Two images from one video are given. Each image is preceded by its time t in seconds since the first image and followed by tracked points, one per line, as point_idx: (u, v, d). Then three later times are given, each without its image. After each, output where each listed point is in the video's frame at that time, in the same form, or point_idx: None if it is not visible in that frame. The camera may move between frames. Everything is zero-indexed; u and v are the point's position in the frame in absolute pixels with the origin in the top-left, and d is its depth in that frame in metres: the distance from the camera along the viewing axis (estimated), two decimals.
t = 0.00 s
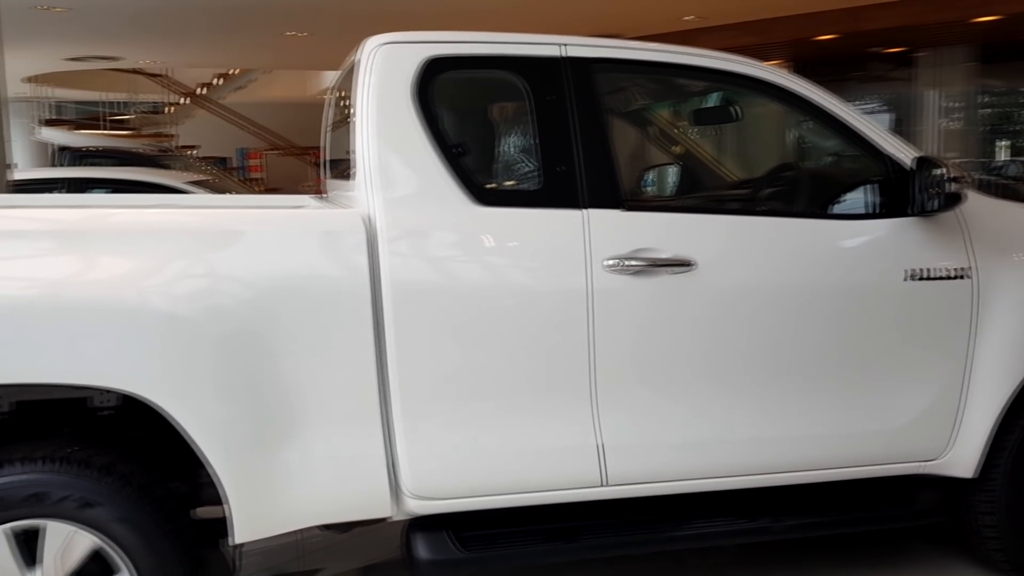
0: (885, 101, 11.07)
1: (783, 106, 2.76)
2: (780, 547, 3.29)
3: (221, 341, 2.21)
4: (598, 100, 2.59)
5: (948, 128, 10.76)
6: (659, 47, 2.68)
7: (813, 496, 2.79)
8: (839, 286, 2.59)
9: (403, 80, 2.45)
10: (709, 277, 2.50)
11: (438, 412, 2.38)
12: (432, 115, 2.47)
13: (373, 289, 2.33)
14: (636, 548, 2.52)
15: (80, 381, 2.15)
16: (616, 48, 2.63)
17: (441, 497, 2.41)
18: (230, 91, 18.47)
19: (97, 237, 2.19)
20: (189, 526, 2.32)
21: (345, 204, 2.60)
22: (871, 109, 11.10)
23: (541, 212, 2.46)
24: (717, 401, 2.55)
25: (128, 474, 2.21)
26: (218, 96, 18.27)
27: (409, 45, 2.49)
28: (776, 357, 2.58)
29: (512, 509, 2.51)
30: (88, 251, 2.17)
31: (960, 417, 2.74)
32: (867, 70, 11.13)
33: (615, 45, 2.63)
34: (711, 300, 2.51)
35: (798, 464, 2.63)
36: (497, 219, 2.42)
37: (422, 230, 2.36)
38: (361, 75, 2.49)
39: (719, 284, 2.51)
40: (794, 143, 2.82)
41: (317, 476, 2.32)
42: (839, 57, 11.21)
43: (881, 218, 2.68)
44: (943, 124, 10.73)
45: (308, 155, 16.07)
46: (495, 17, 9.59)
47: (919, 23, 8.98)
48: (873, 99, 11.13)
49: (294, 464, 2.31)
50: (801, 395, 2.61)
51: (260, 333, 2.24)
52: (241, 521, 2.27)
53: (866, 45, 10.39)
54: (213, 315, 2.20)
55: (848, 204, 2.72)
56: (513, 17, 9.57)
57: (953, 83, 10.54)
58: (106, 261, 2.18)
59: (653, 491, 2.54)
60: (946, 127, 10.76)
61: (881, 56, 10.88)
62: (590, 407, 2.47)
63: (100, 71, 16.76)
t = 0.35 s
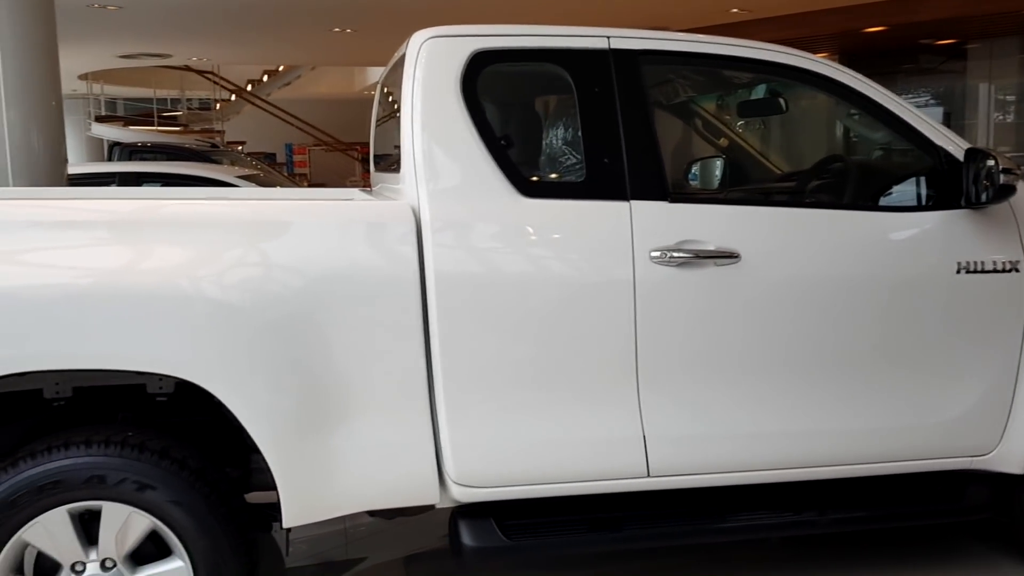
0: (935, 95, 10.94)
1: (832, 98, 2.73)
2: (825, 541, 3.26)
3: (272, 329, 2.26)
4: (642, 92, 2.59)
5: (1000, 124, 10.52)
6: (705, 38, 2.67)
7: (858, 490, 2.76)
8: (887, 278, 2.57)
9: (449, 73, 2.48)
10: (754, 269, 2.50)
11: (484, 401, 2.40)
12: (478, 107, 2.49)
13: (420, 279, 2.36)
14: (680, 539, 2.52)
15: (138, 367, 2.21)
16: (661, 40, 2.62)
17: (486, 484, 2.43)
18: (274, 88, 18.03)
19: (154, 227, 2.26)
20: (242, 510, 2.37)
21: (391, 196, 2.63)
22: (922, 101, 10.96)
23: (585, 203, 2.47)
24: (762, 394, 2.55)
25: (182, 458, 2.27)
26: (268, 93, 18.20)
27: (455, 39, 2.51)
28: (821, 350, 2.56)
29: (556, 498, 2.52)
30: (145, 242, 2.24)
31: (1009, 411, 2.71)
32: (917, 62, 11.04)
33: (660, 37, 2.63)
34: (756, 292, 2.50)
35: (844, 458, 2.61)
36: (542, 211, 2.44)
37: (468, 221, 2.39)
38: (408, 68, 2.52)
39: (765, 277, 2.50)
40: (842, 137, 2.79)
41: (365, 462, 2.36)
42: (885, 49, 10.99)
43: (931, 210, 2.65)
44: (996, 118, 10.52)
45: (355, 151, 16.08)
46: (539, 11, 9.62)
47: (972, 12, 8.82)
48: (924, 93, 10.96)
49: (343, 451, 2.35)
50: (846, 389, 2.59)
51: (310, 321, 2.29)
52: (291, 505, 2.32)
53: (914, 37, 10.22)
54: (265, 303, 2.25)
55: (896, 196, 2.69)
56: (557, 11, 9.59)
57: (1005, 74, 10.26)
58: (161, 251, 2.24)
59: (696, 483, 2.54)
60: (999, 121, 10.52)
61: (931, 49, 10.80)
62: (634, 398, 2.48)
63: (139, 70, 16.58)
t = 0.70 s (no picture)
0: (983, 89, 10.07)
1: (880, 89, 2.70)
2: (868, 538, 3.23)
3: (320, 316, 2.30)
4: (688, 83, 2.58)
5: None
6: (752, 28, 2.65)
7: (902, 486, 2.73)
8: (934, 271, 2.55)
9: (495, 63, 2.49)
10: (800, 261, 2.49)
11: (527, 389, 2.42)
12: (522, 98, 2.50)
13: (465, 269, 2.38)
14: (721, 531, 2.51)
15: (190, 351, 2.26)
16: (707, 30, 2.61)
17: (528, 473, 2.45)
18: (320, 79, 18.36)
19: (206, 215, 2.31)
20: (290, 493, 2.41)
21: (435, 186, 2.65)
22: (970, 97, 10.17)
23: (629, 193, 2.48)
24: (806, 387, 2.54)
25: (232, 441, 2.31)
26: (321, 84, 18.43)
27: (501, 30, 2.52)
28: (866, 344, 2.55)
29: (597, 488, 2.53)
30: (198, 229, 2.29)
31: None
32: (967, 55, 10.24)
33: (706, 27, 2.62)
34: (801, 285, 2.49)
35: (888, 452, 2.58)
36: (587, 201, 2.45)
37: (512, 211, 2.40)
38: (454, 59, 2.54)
39: (811, 269, 2.49)
40: (890, 130, 2.75)
41: (409, 449, 2.39)
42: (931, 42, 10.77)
43: (981, 202, 2.64)
44: None
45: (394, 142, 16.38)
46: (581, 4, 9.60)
47: None
48: (974, 85, 10.14)
49: (387, 437, 2.38)
50: (891, 382, 2.58)
51: (357, 309, 2.32)
52: (336, 489, 2.36)
53: (964, 31, 10.02)
54: (313, 290, 2.29)
55: (947, 187, 2.68)
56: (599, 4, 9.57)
57: None
58: (213, 238, 2.29)
59: (738, 475, 2.53)
60: None
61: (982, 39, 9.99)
62: (676, 388, 2.49)
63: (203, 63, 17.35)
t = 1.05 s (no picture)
0: None
1: (923, 83, 2.67)
2: (906, 536, 3.20)
3: (361, 307, 2.32)
4: (729, 77, 2.58)
5: None
6: (794, 22, 2.64)
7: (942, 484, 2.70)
8: (977, 268, 2.52)
9: (535, 57, 2.50)
10: (841, 257, 2.47)
11: (565, 382, 2.43)
12: (561, 91, 2.50)
13: (503, 262, 2.39)
14: (758, 527, 2.50)
15: (233, 340, 2.30)
16: (748, 24, 2.60)
17: (565, 466, 2.45)
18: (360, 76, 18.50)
19: (250, 206, 2.34)
20: (329, 481, 2.43)
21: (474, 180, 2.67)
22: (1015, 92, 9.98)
23: (669, 187, 2.47)
24: (845, 383, 2.52)
25: (273, 429, 2.35)
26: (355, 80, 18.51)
27: (542, 23, 2.53)
28: (906, 340, 2.53)
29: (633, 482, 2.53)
30: (242, 219, 2.33)
31: None
32: (1012, 50, 10.17)
33: (748, 20, 2.60)
34: (841, 280, 2.47)
35: (929, 450, 2.56)
36: (626, 195, 2.45)
37: (550, 204, 2.41)
38: (495, 53, 2.55)
39: (852, 265, 2.47)
40: (931, 127, 2.71)
41: (447, 440, 2.41)
42: (969, 38, 10.59)
43: None
44: None
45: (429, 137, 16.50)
46: None
47: None
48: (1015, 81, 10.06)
49: (426, 427, 2.40)
50: (932, 380, 2.55)
51: (398, 300, 2.34)
52: (374, 479, 2.38)
53: (1008, 26, 9.86)
54: (354, 281, 2.31)
55: (990, 184, 2.66)
56: None
57: None
58: (257, 228, 2.32)
59: (775, 471, 2.52)
60: None
61: None
62: (714, 382, 2.48)
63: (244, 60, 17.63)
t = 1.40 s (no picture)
0: None
1: (969, 80, 2.63)
2: (947, 540, 3.16)
3: (403, 301, 2.34)
4: (773, 74, 2.56)
5: None
6: (840, 18, 2.61)
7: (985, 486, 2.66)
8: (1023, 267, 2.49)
9: (577, 52, 2.50)
10: (885, 255, 2.45)
11: (606, 378, 2.43)
12: (603, 86, 2.50)
13: (544, 257, 2.40)
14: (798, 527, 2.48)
15: (277, 332, 2.33)
16: (793, 20, 2.58)
17: (604, 462, 2.45)
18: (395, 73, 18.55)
19: (294, 200, 2.37)
20: (370, 473, 2.45)
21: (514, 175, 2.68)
22: None
23: (710, 184, 2.46)
24: (887, 383, 2.50)
25: (315, 420, 2.37)
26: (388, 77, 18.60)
27: (585, 18, 2.53)
28: (950, 340, 2.50)
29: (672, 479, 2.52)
30: (286, 213, 2.35)
31: None
32: None
33: (793, 16, 2.59)
34: (885, 279, 2.45)
35: (973, 452, 2.52)
36: (667, 191, 2.44)
37: (591, 200, 2.41)
38: (537, 49, 2.56)
39: (896, 263, 2.45)
40: (976, 125, 2.67)
41: (487, 434, 2.42)
42: (1011, 35, 10.40)
43: None
44: None
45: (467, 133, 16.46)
46: None
47: None
48: None
49: (466, 421, 2.41)
50: (976, 380, 2.52)
51: (439, 295, 2.35)
52: (415, 472, 2.39)
53: None
54: (396, 275, 2.33)
55: None
56: None
57: None
58: (301, 222, 2.35)
59: (816, 471, 2.50)
60: None
61: None
62: (754, 380, 2.47)
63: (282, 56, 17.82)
